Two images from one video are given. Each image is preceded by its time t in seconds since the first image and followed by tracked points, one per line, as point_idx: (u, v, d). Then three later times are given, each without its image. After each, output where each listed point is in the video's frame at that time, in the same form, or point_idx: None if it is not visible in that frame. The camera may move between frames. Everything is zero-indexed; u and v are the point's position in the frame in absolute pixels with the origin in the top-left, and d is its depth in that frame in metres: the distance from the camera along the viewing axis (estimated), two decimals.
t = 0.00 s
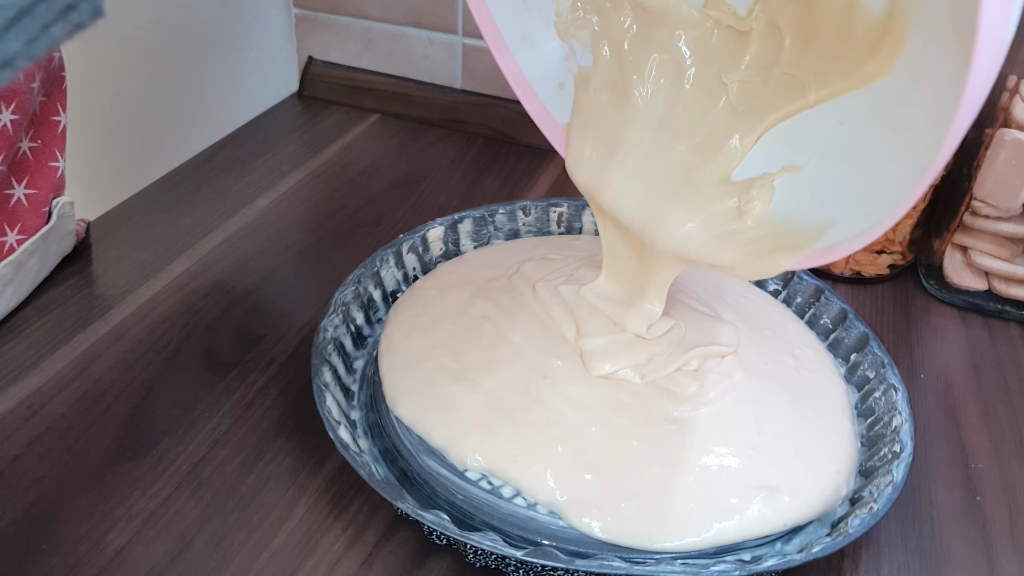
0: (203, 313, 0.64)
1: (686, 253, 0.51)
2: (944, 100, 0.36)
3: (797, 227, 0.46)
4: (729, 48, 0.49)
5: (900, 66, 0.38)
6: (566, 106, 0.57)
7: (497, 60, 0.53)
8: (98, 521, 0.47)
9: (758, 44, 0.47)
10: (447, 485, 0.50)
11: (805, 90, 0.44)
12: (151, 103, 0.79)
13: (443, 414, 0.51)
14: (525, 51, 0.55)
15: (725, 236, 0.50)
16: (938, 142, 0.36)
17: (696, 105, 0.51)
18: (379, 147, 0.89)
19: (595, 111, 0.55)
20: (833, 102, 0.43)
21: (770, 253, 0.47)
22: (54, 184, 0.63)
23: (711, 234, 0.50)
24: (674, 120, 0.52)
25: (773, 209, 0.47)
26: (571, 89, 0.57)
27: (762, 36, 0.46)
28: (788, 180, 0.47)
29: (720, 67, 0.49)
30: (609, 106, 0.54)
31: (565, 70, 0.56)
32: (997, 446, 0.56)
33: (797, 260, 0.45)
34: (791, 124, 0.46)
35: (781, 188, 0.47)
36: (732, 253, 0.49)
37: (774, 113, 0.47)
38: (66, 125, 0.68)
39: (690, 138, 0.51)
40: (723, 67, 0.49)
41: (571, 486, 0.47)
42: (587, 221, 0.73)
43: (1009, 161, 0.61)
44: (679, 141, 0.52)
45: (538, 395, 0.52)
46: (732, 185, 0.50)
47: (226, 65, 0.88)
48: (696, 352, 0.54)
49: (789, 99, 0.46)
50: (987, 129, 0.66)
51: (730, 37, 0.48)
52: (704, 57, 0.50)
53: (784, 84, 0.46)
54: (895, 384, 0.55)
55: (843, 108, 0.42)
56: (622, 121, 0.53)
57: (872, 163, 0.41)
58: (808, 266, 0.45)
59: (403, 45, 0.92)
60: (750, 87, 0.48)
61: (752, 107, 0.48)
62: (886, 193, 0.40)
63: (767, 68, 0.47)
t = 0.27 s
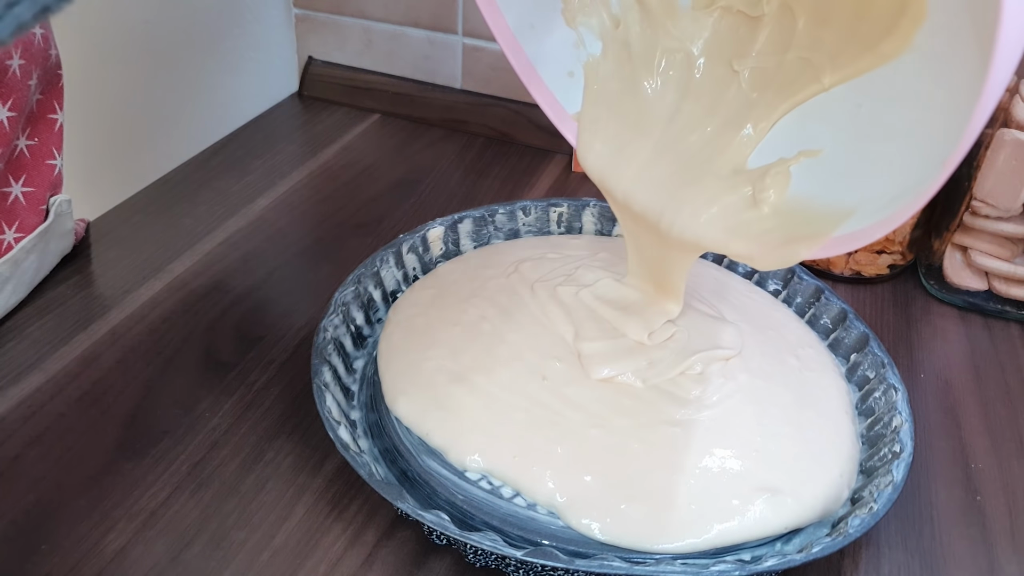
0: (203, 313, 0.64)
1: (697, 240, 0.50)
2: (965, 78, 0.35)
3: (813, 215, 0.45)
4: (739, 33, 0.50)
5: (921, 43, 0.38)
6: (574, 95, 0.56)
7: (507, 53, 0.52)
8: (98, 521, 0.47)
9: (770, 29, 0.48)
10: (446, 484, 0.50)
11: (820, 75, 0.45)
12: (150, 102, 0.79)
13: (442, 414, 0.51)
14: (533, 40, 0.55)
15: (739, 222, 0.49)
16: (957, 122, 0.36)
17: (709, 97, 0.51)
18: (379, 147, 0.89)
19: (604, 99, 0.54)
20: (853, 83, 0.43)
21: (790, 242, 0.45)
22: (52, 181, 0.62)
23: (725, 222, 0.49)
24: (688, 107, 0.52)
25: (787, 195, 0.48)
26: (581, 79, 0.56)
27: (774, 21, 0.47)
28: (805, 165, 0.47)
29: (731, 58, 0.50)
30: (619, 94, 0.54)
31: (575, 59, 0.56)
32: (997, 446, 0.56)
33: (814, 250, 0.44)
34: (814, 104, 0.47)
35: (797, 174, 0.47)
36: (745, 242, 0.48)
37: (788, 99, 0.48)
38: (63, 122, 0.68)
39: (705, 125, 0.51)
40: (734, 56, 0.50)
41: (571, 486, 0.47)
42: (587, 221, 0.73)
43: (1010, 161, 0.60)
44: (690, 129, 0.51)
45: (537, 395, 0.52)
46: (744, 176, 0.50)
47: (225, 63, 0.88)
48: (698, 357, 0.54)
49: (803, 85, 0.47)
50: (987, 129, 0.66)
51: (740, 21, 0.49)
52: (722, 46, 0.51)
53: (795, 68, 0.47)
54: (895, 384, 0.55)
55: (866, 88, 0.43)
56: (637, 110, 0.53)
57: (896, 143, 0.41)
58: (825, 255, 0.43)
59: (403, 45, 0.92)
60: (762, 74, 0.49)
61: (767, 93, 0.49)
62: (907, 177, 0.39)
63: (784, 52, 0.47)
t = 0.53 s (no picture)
0: (203, 313, 0.64)
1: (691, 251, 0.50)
2: (967, 98, 0.35)
3: (806, 234, 0.45)
4: (737, 50, 0.50)
5: (920, 62, 0.38)
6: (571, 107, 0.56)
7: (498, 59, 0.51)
8: (98, 521, 0.47)
9: (766, 47, 0.48)
10: (447, 484, 0.50)
11: (816, 93, 0.45)
12: (151, 102, 0.79)
13: (443, 413, 0.51)
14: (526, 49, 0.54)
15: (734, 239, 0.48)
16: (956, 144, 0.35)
17: (707, 114, 0.52)
18: (379, 146, 0.89)
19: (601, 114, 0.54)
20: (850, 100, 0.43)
21: (783, 260, 0.45)
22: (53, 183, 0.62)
23: (720, 236, 0.49)
24: (684, 125, 0.53)
25: (784, 212, 0.47)
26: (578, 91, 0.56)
27: (771, 40, 0.47)
28: (800, 181, 0.47)
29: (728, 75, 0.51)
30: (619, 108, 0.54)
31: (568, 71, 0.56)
32: (997, 446, 0.56)
33: (807, 267, 0.43)
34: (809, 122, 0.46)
35: (793, 190, 0.47)
36: (740, 258, 0.48)
37: (784, 117, 0.47)
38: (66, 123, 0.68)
39: (702, 142, 0.52)
40: (731, 74, 0.50)
41: (570, 486, 0.47)
42: (587, 221, 0.73)
43: (1010, 161, 0.61)
44: (684, 149, 0.52)
45: (537, 395, 0.52)
46: (739, 192, 0.50)
47: (226, 64, 0.88)
48: (701, 361, 0.54)
49: (797, 103, 0.47)
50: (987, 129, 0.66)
51: (738, 41, 0.49)
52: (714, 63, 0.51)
53: (793, 87, 0.47)
54: (895, 384, 0.55)
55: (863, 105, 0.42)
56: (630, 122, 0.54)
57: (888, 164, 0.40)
58: (819, 272, 0.42)
59: (403, 45, 0.92)
60: (758, 92, 0.49)
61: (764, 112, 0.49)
62: (903, 197, 0.39)
63: (782, 72, 0.47)
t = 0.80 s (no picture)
0: (203, 313, 0.64)
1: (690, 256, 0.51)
2: (964, 110, 0.35)
3: (804, 236, 0.46)
4: (735, 59, 0.48)
5: (914, 72, 0.38)
6: (573, 111, 0.56)
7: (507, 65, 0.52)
8: (98, 521, 0.47)
9: (765, 56, 0.47)
10: (447, 484, 0.50)
11: (812, 103, 0.45)
12: (153, 102, 0.79)
13: (442, 413, 0.51)
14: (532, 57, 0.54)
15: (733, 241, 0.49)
16: (952, 154, 0.36)
17: (704, 121, 0.51)
18: (379, 147, 0.89)
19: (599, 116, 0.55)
20: (846, 110, 0.43)
21: (780, 262, 0.47)
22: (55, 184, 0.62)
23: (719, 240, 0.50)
24: (685, 135, 0.51)
25: (781, 215, 0.48)
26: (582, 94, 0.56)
27: (770, 50, 0.46)
28: (798, 185, 0.47)
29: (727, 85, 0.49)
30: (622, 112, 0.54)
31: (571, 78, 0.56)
32: (996, 446, 0.56)
33: (807, 272, 0.45)
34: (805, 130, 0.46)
35: (791, 194, 0.48)
36: (741, 261, 0.49)
37: (781, 126, 0.47)
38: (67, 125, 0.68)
39: (697, 151, 0.51)
40: (728, 83, 0.49)
41: (570, 486, 0.47)
42: (587, 221, 0.73)
43: (1010, 161, 0.61)
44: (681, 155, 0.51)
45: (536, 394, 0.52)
46: (737, 197, 0.49)
47: (225, 64, 0.88)
48: (705, 364, 0.54)
49: (794, 113, 0.46)
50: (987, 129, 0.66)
51: (736, 51, 0.48)
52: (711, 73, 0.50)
53: (789, 96, 0.46)
54: (895, 384, 0.55)
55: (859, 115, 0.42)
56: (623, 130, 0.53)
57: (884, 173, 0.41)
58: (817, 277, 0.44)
59: (403, 45, 0.92)
60: (755, 101, 0.48)
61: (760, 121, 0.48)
62: (901, 206, 0.39)
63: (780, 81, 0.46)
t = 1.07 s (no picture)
0: (203, 313, 0.64)
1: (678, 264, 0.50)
2: (949, 131, 0.35)
3: (798, 251, 0.46)
4: (730, 76, 0.48)
5: (903, 96, 0.38)
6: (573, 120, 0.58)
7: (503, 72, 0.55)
8: (98, 521, 0.47)
9: (757, 73, 0.47)
10: (447, 485, 0.50)
11: (802, 122, 0.44)
12: (155, 102, 0.79)
13: (442, 413, 0.51)
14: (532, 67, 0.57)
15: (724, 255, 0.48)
16: (940, 180, 0.36)
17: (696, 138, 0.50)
18: (379, 146, 0.89)
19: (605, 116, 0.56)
20: (837, 127, 0.43)
21: (767, 279, 0.47)
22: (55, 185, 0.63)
23: (714, 253, 0.49)
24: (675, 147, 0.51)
25: (773, 230, 0.47)
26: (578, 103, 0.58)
27: (763, 67, 0.46)
28: (790, 201, 0.47)
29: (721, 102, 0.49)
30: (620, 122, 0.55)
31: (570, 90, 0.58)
32: (997, 446, 0.56)
33: (795, 289, 0.45)
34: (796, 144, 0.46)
35: (784, 209, 0.47)
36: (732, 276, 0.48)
37: (773, 142, 0.47)
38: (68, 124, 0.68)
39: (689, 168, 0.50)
40: (721, 100, 0.49)
41: (570, 486, 0.47)
42: (587, 221, 0.73)
43: (1010, 161, 0.61)
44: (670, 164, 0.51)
45: (536, 394, 0.52)
46: (730, 210, 0.49)
47: (226, 64, 0.88)
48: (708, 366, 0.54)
49: (785, 130, 0.46)
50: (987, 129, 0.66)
51: (732, 67, 0.48)
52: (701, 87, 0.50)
53: (780, 113, 0.46)
54: (895, 384, 0.55)
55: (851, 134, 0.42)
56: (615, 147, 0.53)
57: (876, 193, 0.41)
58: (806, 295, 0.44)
59: (403, 45, 0.92)
60: (747, 118, 0.48)
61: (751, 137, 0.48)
62: (890, 227, 0.39)
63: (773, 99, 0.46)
